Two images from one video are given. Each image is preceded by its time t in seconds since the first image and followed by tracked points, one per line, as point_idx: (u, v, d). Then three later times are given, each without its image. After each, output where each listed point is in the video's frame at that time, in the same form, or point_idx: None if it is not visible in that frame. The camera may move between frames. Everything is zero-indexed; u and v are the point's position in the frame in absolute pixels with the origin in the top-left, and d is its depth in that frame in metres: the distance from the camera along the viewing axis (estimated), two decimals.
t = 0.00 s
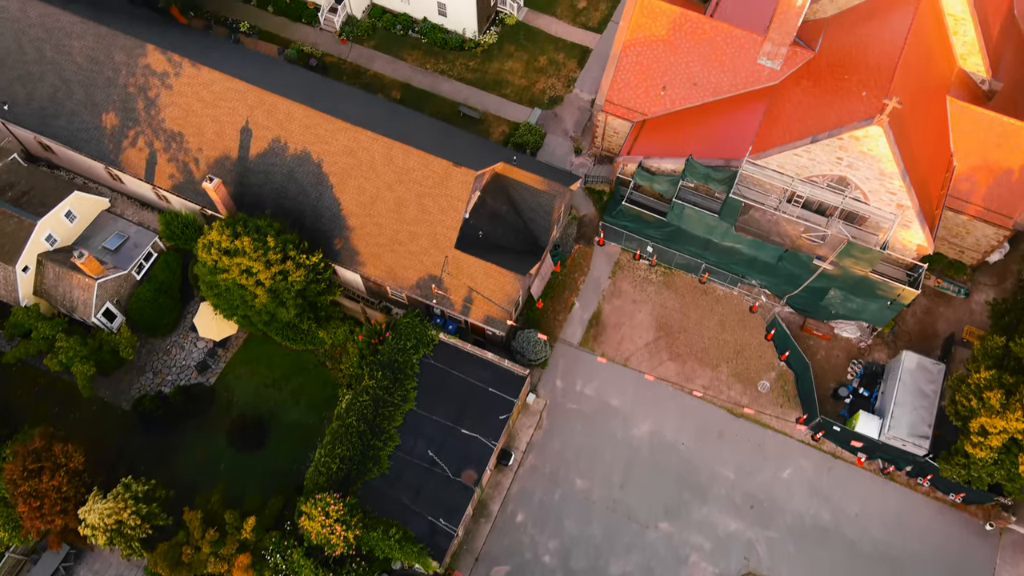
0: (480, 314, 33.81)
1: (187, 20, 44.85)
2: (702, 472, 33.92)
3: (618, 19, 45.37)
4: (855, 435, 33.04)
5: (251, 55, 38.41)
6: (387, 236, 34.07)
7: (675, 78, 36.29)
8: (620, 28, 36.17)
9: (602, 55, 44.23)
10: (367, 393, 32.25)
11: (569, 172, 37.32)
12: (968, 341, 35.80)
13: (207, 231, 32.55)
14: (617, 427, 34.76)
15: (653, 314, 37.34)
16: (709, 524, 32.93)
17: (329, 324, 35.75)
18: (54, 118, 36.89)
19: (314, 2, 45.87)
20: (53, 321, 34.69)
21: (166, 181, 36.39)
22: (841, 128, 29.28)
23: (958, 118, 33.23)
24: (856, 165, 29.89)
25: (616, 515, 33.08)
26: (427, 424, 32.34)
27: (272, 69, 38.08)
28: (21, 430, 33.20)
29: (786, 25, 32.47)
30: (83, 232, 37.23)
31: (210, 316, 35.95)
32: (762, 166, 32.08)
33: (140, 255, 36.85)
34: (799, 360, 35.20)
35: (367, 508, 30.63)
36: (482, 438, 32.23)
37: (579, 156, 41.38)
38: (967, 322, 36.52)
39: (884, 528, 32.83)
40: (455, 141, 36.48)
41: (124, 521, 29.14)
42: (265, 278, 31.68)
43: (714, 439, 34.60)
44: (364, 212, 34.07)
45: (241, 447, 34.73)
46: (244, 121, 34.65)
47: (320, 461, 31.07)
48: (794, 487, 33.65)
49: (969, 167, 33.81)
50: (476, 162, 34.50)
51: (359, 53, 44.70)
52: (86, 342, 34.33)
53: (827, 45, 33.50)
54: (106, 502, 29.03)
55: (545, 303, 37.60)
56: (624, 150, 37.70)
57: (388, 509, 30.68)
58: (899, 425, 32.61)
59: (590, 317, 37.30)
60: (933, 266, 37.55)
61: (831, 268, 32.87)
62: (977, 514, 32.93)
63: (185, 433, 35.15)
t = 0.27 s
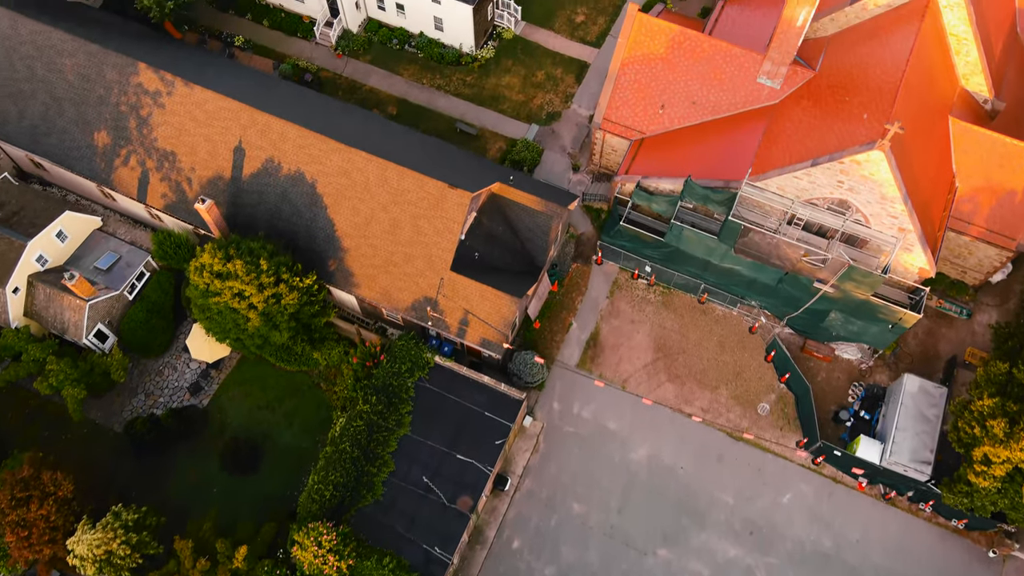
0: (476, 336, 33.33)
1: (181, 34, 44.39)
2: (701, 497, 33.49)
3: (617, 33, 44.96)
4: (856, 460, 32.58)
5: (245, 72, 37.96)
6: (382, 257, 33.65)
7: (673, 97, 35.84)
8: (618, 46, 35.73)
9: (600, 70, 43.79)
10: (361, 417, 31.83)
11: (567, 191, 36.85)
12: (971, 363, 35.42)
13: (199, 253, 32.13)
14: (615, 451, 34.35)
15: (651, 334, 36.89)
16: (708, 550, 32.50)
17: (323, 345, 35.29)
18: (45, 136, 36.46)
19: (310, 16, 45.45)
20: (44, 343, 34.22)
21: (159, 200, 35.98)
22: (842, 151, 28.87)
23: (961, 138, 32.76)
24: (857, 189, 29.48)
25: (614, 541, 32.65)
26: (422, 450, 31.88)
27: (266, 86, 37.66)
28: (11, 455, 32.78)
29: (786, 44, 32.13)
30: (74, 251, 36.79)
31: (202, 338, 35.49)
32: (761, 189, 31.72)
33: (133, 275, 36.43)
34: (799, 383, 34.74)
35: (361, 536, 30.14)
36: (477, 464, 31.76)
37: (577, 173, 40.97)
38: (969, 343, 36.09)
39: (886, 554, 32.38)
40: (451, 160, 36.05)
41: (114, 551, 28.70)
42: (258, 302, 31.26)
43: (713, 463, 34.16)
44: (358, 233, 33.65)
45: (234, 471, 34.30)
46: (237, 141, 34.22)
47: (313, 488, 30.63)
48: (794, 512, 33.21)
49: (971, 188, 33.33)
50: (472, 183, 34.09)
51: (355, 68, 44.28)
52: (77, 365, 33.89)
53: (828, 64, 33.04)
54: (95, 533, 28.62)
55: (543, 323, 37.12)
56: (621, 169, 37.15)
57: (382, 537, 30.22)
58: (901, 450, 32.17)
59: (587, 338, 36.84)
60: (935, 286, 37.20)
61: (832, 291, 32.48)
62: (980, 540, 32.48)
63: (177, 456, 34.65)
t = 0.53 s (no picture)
0: (472, 359, 32.84)
1: (175, 49, 43.94)
2: (700, 523, 33.05)
3: (615, 48, 44.54)
4: (857, 485, 32.13)
5: (238, 89, 37.50)
6: (376, 279, 33.21)
7: (672, 115, 35.42)
8: (616, 64, 35.29)
9: (598, 85, 43.36)
10: (355, 443, 31.42)
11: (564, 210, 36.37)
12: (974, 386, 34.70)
13: (191, 276, 31.68)
14: (613, 475, 33.94)
15: (650, 355, 36.43)
16: None
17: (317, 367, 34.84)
18: (36, 155, 35.99)
19: (305, 30, 45.00)
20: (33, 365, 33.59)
21: (151, 220, 35.55)
22: (843, 175, 28.45)
23: (963, 160, 32.29)
24: (858, 213, 29.05)
25: (611, 567, 32.21)
26: (417, 476, 31.43)
27: (260, 104, 37.21)
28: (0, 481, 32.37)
29: (786, 65, 31.71)
30: (65, 271, 36.31)
31: (194, 360, 35.13)
32: (761, 212, 31.31)
33: (125, 295, 36.00)
34: (799, 406, 34.29)
35: (355, 565, 29.66)
36: (473, 490, 31.34)
37: (575, 191, 40.51)
38: (971, 365, 35.63)
39: None
40: (447, 180, 35.60)
41: None
42: (250, 326, 30.81)
43: (712, 487, 33.73)
44: (353, 255, 33.21)
45: (227, 496, 33.93)
46: (230, 161, 33.77)
47: (306, 515, 30.21)
48: (794, 538, 32.77)
49: (975, 210, 32.90)
50: (467, 204, 33.65)
51: (350, 83, 43.86)
52: (68, 388, 33.44)
53: (828, 84, 32.63)
54: (83, 564, 28.08)
55: (540, 344, 36.59)
56: (619, 188, 36.70)
57: (376, 566, 29.76)
58: (903, 476, 31.70)
59: (585, 359, 36.38)
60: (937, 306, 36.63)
61: (833, 314, 32.03)
62: (983, 567, 32.02)
63: (169, 480, 34.37)
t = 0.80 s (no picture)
0: (467, 384, 32.43)
1: (169, 63, 43.52)
2: (699, 549, 32.59)
3: (613, 62, 44.12)
4: (858, 511, 31.69)
5: (232, 107, 37.07)
6: (371, 302, 32.77)
7: (670, 134, 35.01)
8: (614, 83, 34.85)
9: (596, 100, 42.96)
10: (348, 469, 30.97)
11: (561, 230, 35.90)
12: (976, 409, 34.32)
13: (182, 299, 31.26)
14: (610, 500, 33.49)
15: (648, 377, 35.98)
16: None
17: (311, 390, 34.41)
18: (27, 174, 35.55)
19: (301, 44, 44.57)
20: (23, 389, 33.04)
21: (143, 240, 35.13)
22: (844, 200, 28.03)
23: (965, 181, 31.87)
24: (859, 238, 28.60)
25: None
26: (411, 502, 30.95)
27: (254, 122, 36.78)
28: None
29: (786, 85, 31.29)
30: (56, 292, 35.84)
31: (185, 383, 34.55)
32: (760, 235, 30.87)
33: (116, 316, 35.56)
34: (799, 430, 33.76)
35: None
36: (468, 517, 30.87)
37: (572, 209, 40.03)
38: (974, 388, 35.19)
39: None
40: (442, 200, 35.15)
41: None
42: (242, 351, 30.36)
43: (711, 512, 33.27)
44: (347, 277, 32.76)
45: (219, 521, 33.44)
46: (223, 182, 33.34)
47: (298, 544, 29.74)
48: (795, 565, 32.30)
49: (977, 231, 32.51)
50: (463, 225, 33.20)
51: (346, 98, 43.44)
52: (58, 412, 32.94)
53: (828, 104, 32.23)
54: None
55: (537, 365, 36.10)
56: (617, 208, 36.27)
57: None
58: (904, 502, 31.26)
59: (583, 381, 35.93)
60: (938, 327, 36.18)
61: (834, 338, 31.59)
62: None
63: (160, 505, 33.86)
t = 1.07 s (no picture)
0: (463, 409, 32.00)
1: (162, 78, 43.08)
2: None
3: (611, 77, 43.71)
4: (859, 538, 31.31)
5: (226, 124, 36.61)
6: (365, 325, 32.32)
7: (669, 154, 34.56)
8: (611, 102, 34.41)
9: (593, 116, 42.55)
10: (342, 496, 30.53)
11: (558, 251, 35.47)
12: (978, 432, 34.03)
13: (174, 323, 30.84)
14: (608, 525, 33.10)
15: (646, 400, 35.52)
16: None
17: (304, 413, 33.96)
18: (17, 193, 35.10)
19: (296, 59, 44.10)
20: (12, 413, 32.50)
21: (135, 261, 34.71)
22: (845, 226, 27.59)
23: (967, 204, 31.41)
24: (860, 264, 28.14)
25: None
26: (405, 530, 30.52)
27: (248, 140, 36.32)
28: None
29: (786, 107, 30.85)
30: (47, 313, 35.35)
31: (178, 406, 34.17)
32: (759, 258, 30.42)
33: (108, 338, 35.11)
34: (800, 454, 33.35)
35: None
36: (463, 545, 30.42)
37: (570, 227, 39.58)
38: (976, 411, 34.76)
39: None
40: (438, 220, 34.71)
41: None
42: (233, 377, 29.93)
43: (710, 538, 32.87)
44: (341, 300, 32.31)
45: (211, 546, 33.01)
46: (215, 203, 32.90)
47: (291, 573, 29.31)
48: None
49: (979, 254, 32.07)
50: (459, 247, 32.74)
51: (341, 114, 43.03)
52: (48, 437, 32.43)
53: (829, 125, 31.81)
54: None
55: (533, 388, 35.69)
56: (615, 227, 35.79)
57: None
58: (906, 530, 30.86)
59: (580, 404, 35.47)
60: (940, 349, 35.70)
61: (834, 363, 31.13)
62: None
63: (152, 530, 33.42)
